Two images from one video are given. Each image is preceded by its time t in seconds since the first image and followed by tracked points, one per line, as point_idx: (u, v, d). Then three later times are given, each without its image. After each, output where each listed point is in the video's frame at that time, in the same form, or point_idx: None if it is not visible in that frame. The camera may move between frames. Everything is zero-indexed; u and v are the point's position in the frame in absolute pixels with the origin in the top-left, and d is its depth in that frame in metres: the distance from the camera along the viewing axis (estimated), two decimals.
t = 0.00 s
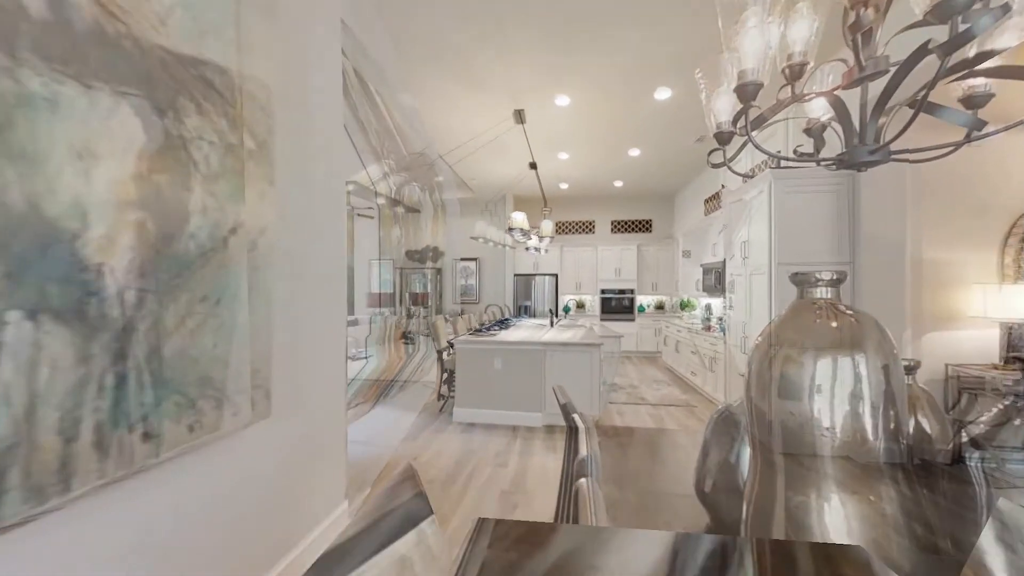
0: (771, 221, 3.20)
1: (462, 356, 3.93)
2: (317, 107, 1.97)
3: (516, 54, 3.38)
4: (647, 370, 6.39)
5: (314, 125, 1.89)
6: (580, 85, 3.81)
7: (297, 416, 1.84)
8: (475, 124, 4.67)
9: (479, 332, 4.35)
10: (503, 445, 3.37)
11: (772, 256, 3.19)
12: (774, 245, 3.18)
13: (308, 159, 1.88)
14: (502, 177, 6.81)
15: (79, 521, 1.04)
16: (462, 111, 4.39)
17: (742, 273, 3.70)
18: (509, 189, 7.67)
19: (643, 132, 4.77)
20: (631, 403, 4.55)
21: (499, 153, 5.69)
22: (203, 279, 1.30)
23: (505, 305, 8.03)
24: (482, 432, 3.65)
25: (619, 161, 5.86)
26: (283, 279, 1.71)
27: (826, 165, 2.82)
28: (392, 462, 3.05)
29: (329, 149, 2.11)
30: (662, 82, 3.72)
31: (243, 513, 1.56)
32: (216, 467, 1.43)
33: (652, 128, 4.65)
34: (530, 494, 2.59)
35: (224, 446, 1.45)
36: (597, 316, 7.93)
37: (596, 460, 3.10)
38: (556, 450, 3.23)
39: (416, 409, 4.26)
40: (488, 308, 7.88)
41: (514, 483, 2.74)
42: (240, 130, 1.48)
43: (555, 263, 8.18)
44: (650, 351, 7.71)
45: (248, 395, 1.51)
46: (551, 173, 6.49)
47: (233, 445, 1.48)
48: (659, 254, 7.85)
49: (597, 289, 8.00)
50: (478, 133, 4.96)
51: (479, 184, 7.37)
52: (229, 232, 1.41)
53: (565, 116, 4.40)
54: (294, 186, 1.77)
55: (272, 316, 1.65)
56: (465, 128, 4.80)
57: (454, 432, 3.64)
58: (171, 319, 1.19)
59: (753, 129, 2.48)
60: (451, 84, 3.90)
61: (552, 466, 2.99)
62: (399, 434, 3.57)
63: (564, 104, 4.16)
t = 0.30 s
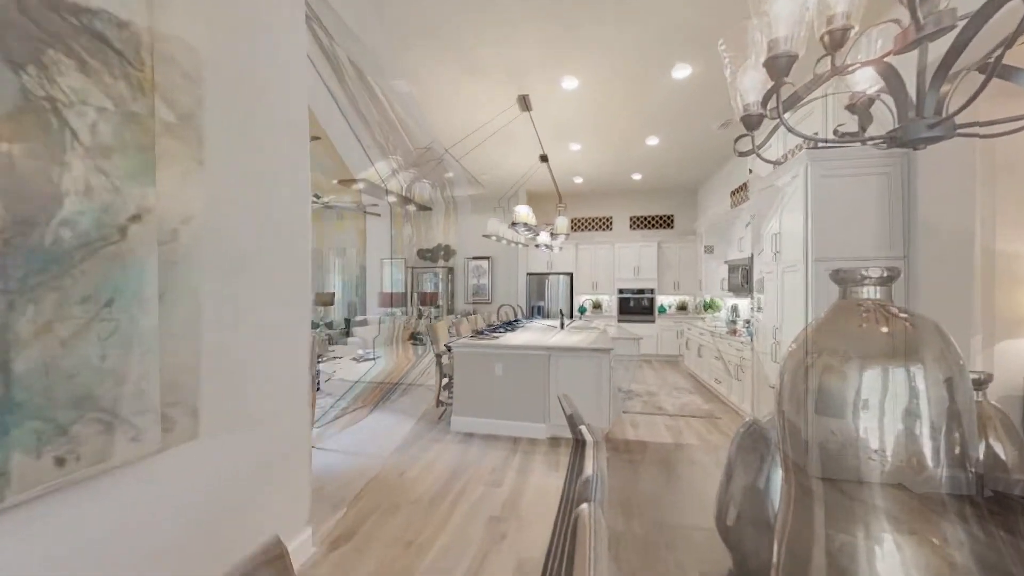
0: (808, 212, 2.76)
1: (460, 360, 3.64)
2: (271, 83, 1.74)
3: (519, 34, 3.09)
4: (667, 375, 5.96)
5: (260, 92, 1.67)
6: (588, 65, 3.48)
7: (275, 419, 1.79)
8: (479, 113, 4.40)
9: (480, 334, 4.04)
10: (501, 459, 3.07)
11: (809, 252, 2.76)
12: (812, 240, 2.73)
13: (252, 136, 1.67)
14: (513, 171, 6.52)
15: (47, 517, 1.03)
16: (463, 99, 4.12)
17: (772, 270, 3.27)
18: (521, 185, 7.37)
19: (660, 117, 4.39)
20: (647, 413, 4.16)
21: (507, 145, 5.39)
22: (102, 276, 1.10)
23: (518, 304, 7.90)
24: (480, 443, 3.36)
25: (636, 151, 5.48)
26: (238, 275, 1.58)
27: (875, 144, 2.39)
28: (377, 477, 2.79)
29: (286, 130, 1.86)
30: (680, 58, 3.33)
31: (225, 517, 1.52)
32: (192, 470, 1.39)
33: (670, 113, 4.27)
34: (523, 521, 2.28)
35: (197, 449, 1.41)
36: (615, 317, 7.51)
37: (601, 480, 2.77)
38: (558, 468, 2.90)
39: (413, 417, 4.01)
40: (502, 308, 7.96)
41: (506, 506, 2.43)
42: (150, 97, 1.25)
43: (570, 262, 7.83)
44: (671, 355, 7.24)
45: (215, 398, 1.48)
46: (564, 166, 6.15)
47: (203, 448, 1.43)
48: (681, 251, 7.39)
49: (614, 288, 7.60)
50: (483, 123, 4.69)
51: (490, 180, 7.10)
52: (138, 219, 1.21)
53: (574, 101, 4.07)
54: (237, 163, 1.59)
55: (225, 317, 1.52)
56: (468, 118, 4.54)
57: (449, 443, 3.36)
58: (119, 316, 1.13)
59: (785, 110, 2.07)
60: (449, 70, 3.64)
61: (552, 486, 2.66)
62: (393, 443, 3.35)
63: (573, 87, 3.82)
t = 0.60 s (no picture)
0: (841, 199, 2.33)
1: (454, 365, 3.37)
2: (231, 61, 1.48)
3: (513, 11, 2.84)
4: (685, 381, 5.59)
5: (213, 68, 1.42)
6: (593, 46, 3.20)
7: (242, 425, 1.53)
8: (480, 103, 4.17)
9: (478, 337, 3.76)
10: (494, 474, 2.80)
11: (842, 246, 2.33)
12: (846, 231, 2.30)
13: (222, 126, 1.44)
14: (521, 166, 6.26)
15: (23, 518, 0.95)
16: (462, 88, 3.89)
17: (799, 271, 2.83)
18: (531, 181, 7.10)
19: (675, 101, 4.04)
20: (660, 423, 3.82)
21: (513, 138, 5.13)
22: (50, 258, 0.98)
23: (529, 304, 7.68)
24: (475, 455, 3.11)
25: (650, 143, 5.16)
26: (221, 278, 1.44)
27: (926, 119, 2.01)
28: (357, 492, 2.57)
29: (241, 101, 1.53)
30: (696, 33, 3.01)
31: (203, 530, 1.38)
32: (182, 473, 1.31)
33: (684, 98, 3.95)
34: (510, 551, 2.01)
35: (189, 448, 1.33)
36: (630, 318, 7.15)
37: (603, 503, 2.49)
38: (555, 486, 2.62)
39: (410, 423, 3.80)
40: (512, 308, 7.69)
41: (493, 532, 2.17)
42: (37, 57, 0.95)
43: (583, 260, 7.52)
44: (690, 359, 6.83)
45: (209, 395, 1.40)
46: (575, 160, 5.86)
47: (190, 450, 1.33)
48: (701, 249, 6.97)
49: (629, 288, 7.24)
50: (485, 114, 4.45)
51: (498, 176, 6.86)
52: (98, 194, 1.08)
53: (579, 87, 3.79)
54: (201, 151, 1.37)
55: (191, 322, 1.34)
56: (470, 108, 4.31)
57: (442, 454, 3.12)
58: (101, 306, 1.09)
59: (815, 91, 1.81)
60: (444, 56, 3.41)
61: (547, 509, 2.38)
62: (385, 452, 3.14)
63: (578, 70, 3.53)
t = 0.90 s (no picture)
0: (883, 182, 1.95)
1: (445, 370, 3.15)
2: None
3: None
4: (703, 387, 5.22)
5: None
6: (595, 21, 2.91)
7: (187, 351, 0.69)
8: (478, 91, 3.97)
9: (473, 340, 3.53)
10: (483, 491, 2.56)
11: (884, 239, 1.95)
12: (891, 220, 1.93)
13: None
14: (529, 160, 6.00)
15: None
16: (460, 74, 3.68)
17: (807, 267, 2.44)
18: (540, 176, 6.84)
19: (690, 83, 3.71)
20: (672, 435, 3.50)
21: (518, 129, 4.88)
22: None
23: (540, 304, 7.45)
24: (466, 468, 2.88)
25: (664, 132, 4.84)
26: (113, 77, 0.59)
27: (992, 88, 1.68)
28: (331, 508, 2.38)
29: None
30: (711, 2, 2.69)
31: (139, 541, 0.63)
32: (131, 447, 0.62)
33: (700, 80, 3.64)
34: None
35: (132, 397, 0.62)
36: (645, 319, 6.80)
37: (599, 528, 2.20)
38: (547, 509, 2.35)
39: (402, 432, 3.60)
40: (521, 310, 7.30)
41: (470, 562, 1.91)
42: None
43: (595, 258, 7.19)
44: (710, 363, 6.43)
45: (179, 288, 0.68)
46: (585, 153, 5.57)
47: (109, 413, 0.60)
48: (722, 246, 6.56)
49: (644, 288, 6.88)
50: (485, 103, 4.22)
51: (507, 171, 6.63)
52: None
53: (583, 68, 3.50)
54: None
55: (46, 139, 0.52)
56: (469, 97, 4.09)
57: (430, 466, 2.90)
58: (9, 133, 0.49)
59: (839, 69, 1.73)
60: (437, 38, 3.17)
61: (534, 535, 2.12)
62: (370, 464, 2.95)
63: (580, 51, 3.27)
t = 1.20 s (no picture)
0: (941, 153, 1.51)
1: (430, 376, 2.89)
2: None
3: None
4: (725, 395, 4.78)
5: None
6: None
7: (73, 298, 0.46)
8: (474, 76, 3.71)
9: (464, 344, 3.26)
10: (460, 515, 2.28)
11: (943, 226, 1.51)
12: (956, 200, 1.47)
13: None
14: (537, 153, 5.70)
15: None
16: (452, 56, 3.42)
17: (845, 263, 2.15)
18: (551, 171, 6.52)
19: (706, 58, 3.33)
20: (684, 451, 3.13)
21: (522, 119, 4.59)
22: None
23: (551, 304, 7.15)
24: (447, 485, 2.61)
25: (679, 117, 4.45)
26: None
27: None
28: (290, 529, 2.16)
29: None
30: None
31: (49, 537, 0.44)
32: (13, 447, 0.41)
33: (717, 55, 3.27)
34: None
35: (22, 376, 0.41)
36: (663, 321, 6.37)
37: (586, 566, 1.89)
38: (529, 539, 2.05)
39: (389, 442, 3.38)
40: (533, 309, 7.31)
41: None
42: None
43: (610, 256, 6.78)
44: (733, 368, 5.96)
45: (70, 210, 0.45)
46: (595, 143, 5.22)
47: None
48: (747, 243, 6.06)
49: (662, 287, 6.43)
50: (483, 91, 3.96)
51: (516, 166, 6.35)
52: None
53: (583, 45, 3.18)
54: None
55: None
56: (466, 83, 3.83)
57: (408, 482, 2.65)
58: None
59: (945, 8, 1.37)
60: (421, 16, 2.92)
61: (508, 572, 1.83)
62: (346, 478, 2.74)
63: (579, 25, 2.95)
